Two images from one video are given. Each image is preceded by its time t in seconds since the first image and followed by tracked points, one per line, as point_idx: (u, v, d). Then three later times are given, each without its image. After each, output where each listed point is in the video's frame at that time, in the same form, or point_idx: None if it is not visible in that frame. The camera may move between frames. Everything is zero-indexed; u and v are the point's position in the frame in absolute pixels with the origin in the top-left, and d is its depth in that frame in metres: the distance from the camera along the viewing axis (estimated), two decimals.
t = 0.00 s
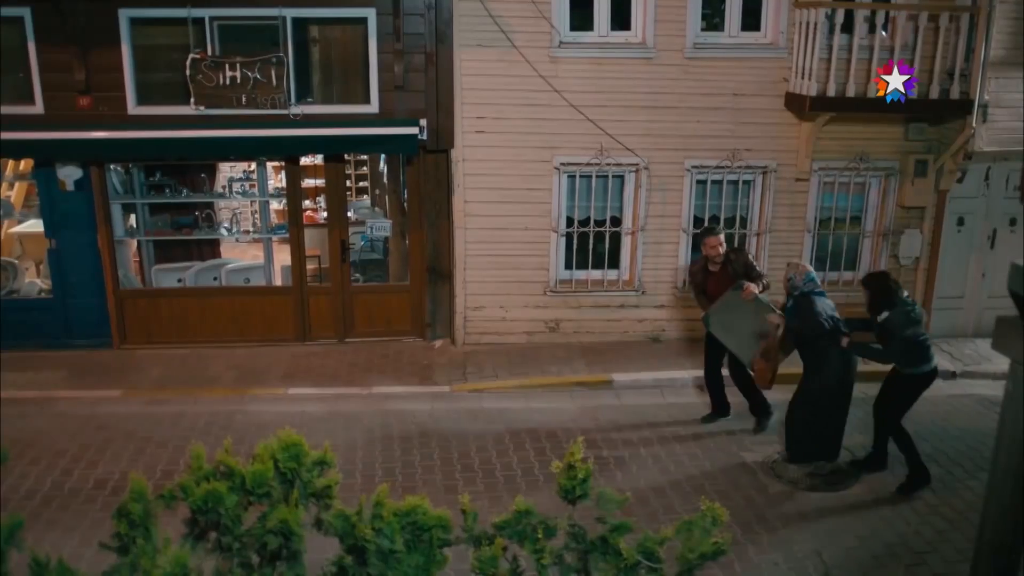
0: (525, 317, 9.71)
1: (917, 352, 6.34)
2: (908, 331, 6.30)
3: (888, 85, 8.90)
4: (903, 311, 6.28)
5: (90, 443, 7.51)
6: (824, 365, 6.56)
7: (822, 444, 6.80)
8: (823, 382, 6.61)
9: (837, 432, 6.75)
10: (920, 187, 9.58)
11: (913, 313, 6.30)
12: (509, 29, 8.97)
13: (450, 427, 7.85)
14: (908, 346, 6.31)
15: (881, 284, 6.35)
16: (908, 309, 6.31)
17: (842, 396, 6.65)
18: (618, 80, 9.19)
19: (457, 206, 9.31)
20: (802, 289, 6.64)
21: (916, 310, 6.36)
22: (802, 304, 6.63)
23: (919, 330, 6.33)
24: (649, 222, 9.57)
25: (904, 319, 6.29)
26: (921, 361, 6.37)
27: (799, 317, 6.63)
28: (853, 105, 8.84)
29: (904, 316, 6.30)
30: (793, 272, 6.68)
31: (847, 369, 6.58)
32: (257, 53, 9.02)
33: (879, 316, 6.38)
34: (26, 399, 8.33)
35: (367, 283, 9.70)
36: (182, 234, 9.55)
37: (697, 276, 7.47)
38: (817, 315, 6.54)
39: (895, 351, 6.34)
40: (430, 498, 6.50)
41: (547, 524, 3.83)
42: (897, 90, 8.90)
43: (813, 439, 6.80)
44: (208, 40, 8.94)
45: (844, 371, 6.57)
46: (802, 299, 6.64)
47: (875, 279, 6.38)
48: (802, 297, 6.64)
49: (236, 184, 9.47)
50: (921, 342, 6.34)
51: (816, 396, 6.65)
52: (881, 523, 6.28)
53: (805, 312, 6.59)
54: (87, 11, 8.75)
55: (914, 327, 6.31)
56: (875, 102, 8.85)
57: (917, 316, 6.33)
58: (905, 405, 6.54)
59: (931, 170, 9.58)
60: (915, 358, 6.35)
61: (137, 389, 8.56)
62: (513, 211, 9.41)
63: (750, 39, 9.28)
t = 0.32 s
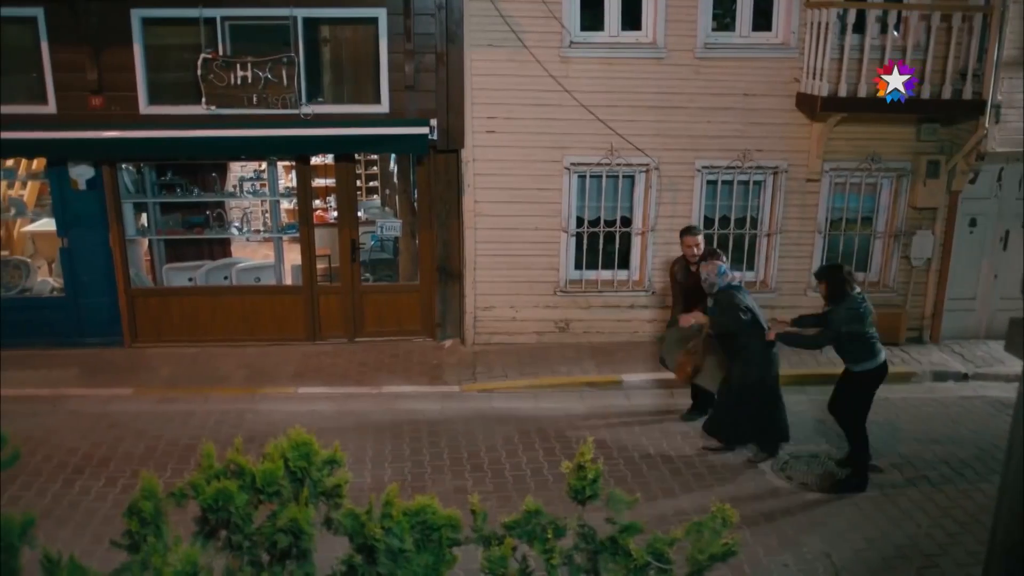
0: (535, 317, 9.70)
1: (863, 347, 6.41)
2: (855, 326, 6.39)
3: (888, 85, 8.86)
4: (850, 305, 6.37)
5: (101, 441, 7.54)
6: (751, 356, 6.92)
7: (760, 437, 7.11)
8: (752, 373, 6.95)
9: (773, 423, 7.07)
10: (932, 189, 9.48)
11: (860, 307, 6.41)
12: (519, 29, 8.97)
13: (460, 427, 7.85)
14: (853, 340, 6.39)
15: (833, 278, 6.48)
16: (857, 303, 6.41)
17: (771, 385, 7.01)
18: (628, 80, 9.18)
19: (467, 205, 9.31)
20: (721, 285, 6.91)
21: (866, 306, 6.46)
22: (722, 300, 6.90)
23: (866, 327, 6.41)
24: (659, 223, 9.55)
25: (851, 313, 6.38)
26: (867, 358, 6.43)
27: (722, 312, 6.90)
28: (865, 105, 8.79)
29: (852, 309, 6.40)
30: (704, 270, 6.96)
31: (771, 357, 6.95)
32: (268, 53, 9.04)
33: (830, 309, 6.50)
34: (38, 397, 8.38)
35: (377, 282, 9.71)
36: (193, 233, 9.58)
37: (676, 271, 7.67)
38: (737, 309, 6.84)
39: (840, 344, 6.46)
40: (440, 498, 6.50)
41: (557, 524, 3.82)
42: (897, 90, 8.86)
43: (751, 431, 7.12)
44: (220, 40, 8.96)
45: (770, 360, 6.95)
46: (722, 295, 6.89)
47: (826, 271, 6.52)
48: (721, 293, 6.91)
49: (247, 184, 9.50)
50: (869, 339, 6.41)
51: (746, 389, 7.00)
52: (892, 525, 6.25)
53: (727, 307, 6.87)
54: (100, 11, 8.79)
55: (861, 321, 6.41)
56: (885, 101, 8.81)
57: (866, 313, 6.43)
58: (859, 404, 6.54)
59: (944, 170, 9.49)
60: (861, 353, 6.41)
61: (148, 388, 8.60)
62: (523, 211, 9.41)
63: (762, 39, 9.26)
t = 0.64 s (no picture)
0: (564, 317, 9.68)
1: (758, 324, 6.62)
2: (749, 303, 6.59)
3: (888, 85, 8.76)
4: (747, 281, 6.59)
5: (133, 434, 7.64)
6: (647, 344, 6.98)
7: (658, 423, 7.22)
8: (647, 360, 7.03)
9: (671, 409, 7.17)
10: (969, 190, 9.34)
11: (758, 284, 6.58)
12: (550, 29, 8.96)
13: (488, 426, 7.86)
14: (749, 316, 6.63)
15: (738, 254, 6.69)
16: (757, 283, 6.57)
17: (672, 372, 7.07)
18: (659, 80, 9.13)
19: (496, 205, 9.32)
20: (625, 273, 6.92)
21: (768, 287, 6.61)
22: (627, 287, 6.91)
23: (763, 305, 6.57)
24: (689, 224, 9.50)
25: (750, 289, 6.58)
26: (762, 336, 6.65)
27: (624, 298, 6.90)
28: (899, 107, 8.70)
29: (750, 287, 6.60)
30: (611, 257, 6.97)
31: (673, 345, 6.97)
32: (300, 53, 9.09)
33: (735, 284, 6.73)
34: (73, 390, 8.52)
35: (406, 281, 9.75)
36: (225, 231, 9.67)
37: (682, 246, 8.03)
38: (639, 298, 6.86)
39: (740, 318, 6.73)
40: (467, 497, 6.52)
41: (585, 525, 3.81)
42: (897, 90, 8.75)
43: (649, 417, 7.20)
44: (252, 40, 9.04)
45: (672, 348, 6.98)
46: (626, 283, 6.90)
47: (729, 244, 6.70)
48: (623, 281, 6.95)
49: (278, 182, 9.57)
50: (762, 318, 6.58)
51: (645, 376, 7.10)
52: (924, 531, 6.16)
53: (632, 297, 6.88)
54: (136, 11, 8.90)
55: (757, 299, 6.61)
56: (922, 103, 8.68)
57: (766, 291, 6.59)
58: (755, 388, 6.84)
59: (980, 172, 9.35)
60: (755, 331, 6.64)
61: (179, 383, 8.70)
62: (553, 211, 9.40)
63: (795, 40, 9.18)
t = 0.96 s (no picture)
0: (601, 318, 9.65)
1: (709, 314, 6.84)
2: (703, 292, 6.87)
3: (888, 85, 8.71)
4: (702, 270, 6.92)
5: (174, 428, 7.76)
6: (573, 329, 7.43)
7: (586, 405, 7.67)
8: (573, 343, 7.48)
9: (599, 392, 7.60)
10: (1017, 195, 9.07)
11: (712, 274, 6.91)
12: (590, 29, 8.94)
13: (523, 426, 7.86)
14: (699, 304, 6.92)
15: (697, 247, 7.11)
16: (710, 272, 6.91)
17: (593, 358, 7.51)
18: (699, 80, 9.06)
19: (535, 205, 9.35)
20: (559, 258, 7.38)
21: (721, 279, 6.92)
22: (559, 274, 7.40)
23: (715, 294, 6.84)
24: (728, 226, 9.41)
25: (704, 278, 6.90)
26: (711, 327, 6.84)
27: (558, 284, 7.37)
28: (945, 108, 8.54)
29: (704, 276, 6.92)
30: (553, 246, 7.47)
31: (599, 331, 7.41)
32: (341, 53, 9.16)
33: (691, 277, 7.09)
34: (116, 383, 8.68)
35: (443, 280, 9.77)
36: (265, 228, 9.77)
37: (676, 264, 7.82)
38: (566, 284, 7.33)
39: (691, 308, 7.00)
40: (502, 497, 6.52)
41: (621, 527, 3.79)
42: (896, 91, 8.66)
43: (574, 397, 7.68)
44: (295, 40, 9.13)
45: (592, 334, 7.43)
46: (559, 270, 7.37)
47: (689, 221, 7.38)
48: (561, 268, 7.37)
49: (318, 180, 9.66)
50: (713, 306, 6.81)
51: (574, 359, 7.55)
52: (966, 541, 6.05)
53: (563, 283, 7.35)
54: (182, 11, 9.04)
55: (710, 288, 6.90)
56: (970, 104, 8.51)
57: (718, 282, 6.88)
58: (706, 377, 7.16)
59: None
60: (706, 320, 6.84)
61: (219, 377, 8.81)
62: (591, 212, 9.37)
63: (839, 40, 9.05)
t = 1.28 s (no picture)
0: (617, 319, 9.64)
1: (688, 309, 6.88)
2: (685, 286, 6.87)
3: (888, 85, 8.77)
4: (685, 265, 6.91)
5: (190, 426, 7.80)
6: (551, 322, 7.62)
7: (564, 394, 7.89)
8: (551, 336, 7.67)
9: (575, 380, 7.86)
10: None
11: (694, 270, 6.89)
12: (606, 29, 8.92)
13: (537, 426, 7.86)
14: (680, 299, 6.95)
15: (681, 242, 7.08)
16: (693, 267, 6.90)
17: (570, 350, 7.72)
18: (715, 80, 9.03)
19: (550, 205, 9.34)
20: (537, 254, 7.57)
21: (704, 274, 6.90)
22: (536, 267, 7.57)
23: (696, 289, 6.84)
24: (744, 227, 9.37)
25: (686, 273, 6.89)
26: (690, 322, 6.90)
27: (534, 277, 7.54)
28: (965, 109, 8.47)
29: (687, 271, 6.91)
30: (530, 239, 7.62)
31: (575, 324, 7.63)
32: (358, 53, 9.18)
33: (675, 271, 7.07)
34: (133, 380, 8.74)
35: (458, 280, 9.78)
36: (281, 228, 9.81)
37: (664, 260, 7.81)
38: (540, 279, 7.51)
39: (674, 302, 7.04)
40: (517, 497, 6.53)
41: (636, 528, 3.77)
42: (896, 91, 8.75)
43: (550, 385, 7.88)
44: (311, 39, 9.16)
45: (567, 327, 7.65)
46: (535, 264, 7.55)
47: (671, 218, 7.37)
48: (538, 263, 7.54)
49: (334, 180, 9.69)
50: (694, 301, 6.84)
51: (551, 350, 7.74)
52: (983, 545, 6.00)
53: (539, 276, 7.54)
54: (199, 10, 9.09)
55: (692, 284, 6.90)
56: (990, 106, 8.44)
57: (699, 278, 6.87)
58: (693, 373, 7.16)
59: None
60: (685, 314, 6.89)
61: (234, 376, 8.86)
62: (606, 212, 9.35)
63: (857, 40, 9.00)
